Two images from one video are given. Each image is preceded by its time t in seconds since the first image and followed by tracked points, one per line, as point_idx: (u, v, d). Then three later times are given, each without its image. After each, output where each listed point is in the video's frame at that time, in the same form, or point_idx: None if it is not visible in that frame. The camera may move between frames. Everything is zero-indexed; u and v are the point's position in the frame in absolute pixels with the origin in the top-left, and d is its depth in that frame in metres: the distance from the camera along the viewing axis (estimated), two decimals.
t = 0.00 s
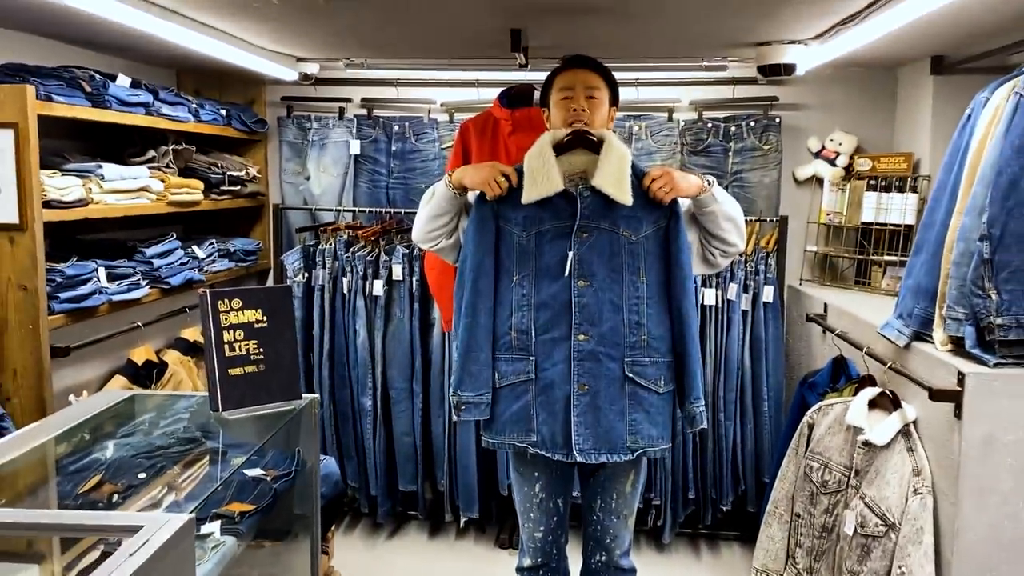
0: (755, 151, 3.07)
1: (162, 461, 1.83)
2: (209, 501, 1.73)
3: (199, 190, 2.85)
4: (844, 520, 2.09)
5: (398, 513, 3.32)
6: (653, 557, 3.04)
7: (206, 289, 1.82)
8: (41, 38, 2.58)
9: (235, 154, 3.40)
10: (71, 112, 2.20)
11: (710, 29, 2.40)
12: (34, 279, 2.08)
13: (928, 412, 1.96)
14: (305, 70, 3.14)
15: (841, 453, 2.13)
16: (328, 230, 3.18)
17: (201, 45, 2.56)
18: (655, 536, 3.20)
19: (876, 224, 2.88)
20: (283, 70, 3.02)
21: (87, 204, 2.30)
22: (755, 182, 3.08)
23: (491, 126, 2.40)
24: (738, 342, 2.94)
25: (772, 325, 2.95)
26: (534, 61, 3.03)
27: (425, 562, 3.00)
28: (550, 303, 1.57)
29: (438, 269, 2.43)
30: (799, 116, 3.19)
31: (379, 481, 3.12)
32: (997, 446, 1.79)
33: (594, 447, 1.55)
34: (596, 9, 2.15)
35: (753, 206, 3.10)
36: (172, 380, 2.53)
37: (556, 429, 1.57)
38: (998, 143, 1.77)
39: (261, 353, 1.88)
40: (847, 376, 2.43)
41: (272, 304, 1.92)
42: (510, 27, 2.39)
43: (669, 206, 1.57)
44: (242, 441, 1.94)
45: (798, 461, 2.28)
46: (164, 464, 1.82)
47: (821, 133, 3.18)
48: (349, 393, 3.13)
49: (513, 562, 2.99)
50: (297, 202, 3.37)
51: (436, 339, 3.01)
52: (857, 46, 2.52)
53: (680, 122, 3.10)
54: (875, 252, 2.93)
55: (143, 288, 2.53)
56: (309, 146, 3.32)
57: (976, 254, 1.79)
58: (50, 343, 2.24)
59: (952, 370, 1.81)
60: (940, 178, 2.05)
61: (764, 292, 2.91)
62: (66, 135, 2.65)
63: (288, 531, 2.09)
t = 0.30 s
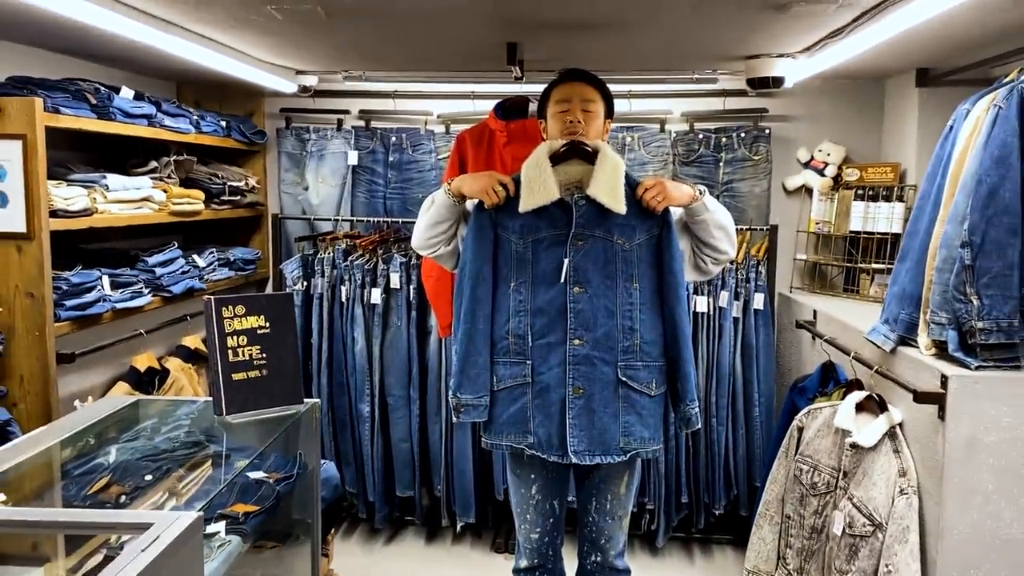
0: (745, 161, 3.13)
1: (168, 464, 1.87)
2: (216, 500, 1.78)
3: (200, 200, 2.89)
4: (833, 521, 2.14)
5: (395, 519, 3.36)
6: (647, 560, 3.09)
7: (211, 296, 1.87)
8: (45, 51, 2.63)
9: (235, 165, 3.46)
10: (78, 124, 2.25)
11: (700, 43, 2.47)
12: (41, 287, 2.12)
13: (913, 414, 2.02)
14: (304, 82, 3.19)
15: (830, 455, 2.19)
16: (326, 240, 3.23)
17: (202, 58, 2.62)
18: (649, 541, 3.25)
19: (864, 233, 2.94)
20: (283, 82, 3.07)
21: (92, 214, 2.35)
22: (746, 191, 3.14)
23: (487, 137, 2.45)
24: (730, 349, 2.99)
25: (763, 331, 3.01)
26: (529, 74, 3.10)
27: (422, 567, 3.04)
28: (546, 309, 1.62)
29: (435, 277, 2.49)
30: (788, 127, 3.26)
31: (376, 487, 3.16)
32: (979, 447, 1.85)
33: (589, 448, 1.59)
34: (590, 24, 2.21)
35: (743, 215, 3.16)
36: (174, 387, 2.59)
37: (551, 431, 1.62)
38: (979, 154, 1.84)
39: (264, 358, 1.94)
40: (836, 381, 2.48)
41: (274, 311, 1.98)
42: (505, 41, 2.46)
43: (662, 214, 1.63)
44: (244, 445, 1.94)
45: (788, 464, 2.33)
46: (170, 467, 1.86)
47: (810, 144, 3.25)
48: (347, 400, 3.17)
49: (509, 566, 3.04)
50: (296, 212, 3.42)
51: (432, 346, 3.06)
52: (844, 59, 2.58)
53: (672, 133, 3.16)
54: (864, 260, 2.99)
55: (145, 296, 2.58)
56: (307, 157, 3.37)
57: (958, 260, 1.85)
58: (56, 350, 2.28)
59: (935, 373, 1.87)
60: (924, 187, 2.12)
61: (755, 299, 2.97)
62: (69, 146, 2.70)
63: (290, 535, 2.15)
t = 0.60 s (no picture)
0: (741, 163, 3.16)
1: (172, 461, 1.90)
2: (222, 495, 1.80)
3: (201, 201, 2.91)
4: (829, 517, 2.17)
5: (394, 518, 3.39)
6: (645, 559, 3.11)
7: (215, 295, 1.89)
8: (47, 53, 2.65)
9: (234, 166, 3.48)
10: (81, 125, 2.27)
11: (697, 45, 2.50)
12: (45, 287, 2.14)
13: (908, 412, 2.05)
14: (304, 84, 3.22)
15: (826, 452, 2.22)
16: (326, 241, 3.25)
17: (204, 59, 2.64)
18: (647, 539, 3.27)
19: (859, 233, 2.97)
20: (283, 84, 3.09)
21: (95, 214, 2.37)
22: (742, 192, 3.17)
23: (486, 139, 2.48)
24: (726, 348, 3.02)
25: (760, 331, 3.03)
26: (527, 76, 3.12)
27: (422, 565, 3.06)
28: (546, 308, 1.64)
29: (435, 278, 2.51)
30: (784, 129, 3.29)
31: (376, 486, 3.18)
32: (973, 444, 1.87)
33: (589, 446, 1.62)
34: (588, 27, 2.24)
35: (740, 216, 3.19)
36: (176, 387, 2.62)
37: (552, 429, 1.64)
38: (972, 155, 1.87)
39: (266, 357, 1.96)
40: (831, 379, 2.51)
41: (276, 310, 2.00)
42: (504, 43, 2.48)
43: (659, 215, 1.66)
44: (246, 443, 1.97)
45: (784, 462, 2.36)
46: (174, 464, 1.88)
47: (806, 146, 3.28)
48: (347, 400, 3.19)
49: (508, 564, 3.06)
50: (296, 213, 3.45)
51: (431, 346, 3.08)
52: (839, 61, 2.61)
53: (669, 134, 3.19)
54: (859, 260, 3.02)
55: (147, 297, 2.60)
56: (307, 159, 3.40)
57: (951, 260, 1.87)
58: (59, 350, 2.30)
59: (929, 370, 1.90)
60: (918, 188, 2.15)
61: (752, 299, 3.00)
62: (71, 148, 2.72)
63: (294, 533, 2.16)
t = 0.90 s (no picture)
0: (737, 159, 3.17)
1: (171, 456, 1.92)
2: (221, 489, 1.82)
3: (198, 197, 2.92)
4: (824, 511, 2.18)
5: (392, 513, 3.40)
6: (641, 553, 3.13)
7: (213, 291, 1.88)
8: (45, 49, 2.65)
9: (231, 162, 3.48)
10: (79, 121, 2.27)
11: (694, 42, 2.50)
12: (44, 283, 2.15)
13: (902, 406, 2.06)
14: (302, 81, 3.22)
15: (821, 447, 2.23)
16: (323, 237, 3.26)
17: (202, 56, 2.64)
18: (643, 534, 3.29)
19: (854, 229, 2.99)
20: (280, 81, 3.10)
21: (93, 210, 2.37)
22: (738, 189, 3.18)
23: (484, 135, 2.49)
24: (722, 344, 3.04)
25: (755, 327, 3.05)
26: (524, 73, 3.13)
27: (419, 560, 3.08)
28: (543, 304, 1.65)
29: (434, 275, 2.51)
30: (780, 126, 3.30)
31: (373, 481, 3.19)
32: (966, 438, 1.89)
33: (586, 441, 1.63)
34: (585, 24, 2.25)
35: (736, 212, 3.20)
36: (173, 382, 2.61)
37: (549, 425, 1.65)
38: (966, 151, 1.88)
39: (265, 352, 1.96)
40: (826, 374, 2.53)
41: (274, 306, 2.00)
42: (502, 40, 2.49)
43: (656, 211, 1.67)
44: (245, 438, 2.01)
45: (780, 457, 2.38)
46: (174, 459, 1.91)
47: (801, 143, 3.29)
48: (344, 396, 3.20)
49: (505, 559, 3.07)
50: (293, 209, 3.44)
51: (429, 341, 3.10)
52: (834, 58, 2.62)
53: (665, 131, 3.20)
54: (854, 256, 3.04)
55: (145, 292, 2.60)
56: (303, 155, 3.40)
57: (946, 255, 1.89)
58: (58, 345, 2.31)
59: (924, 365, 1.91)
60: (913, 184, 2.16)
61: (747, 295, 3.01)
62: (68, 144, 2.72)
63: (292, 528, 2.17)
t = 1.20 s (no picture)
0: (733, 154, 3.18)
1: (169, 450, 1.91)
2: (221, 484, 1.81)
3: (194, 192, 2.91)
4: (820, 505, 2.19)
5: (388, 508, 3.40)
6: (638, 547, 3.14)
7: (211, 285, 1.89)
8: (39, 43, 2.64)
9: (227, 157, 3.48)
10: (75, 115, 2.26)
11: (691, 37, 2.51)
12: (40, 277, 2.14)
13: (899, 400, 2.07)
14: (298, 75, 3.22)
15: (817, 440, 2.24)
16: (319, 232, 3.25)
17: (199, 50, 2.64)
18: (639, 528, 3.30)
19: (850, 224, 3.00)
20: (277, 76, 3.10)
21: (88, 205, 2.36)
22: (734, 184, 3.19)
23: (481, 130, 2.49)
24: (718, 338, 3.04)
25: (751, 321, 3.05)
26: (520, 67, 3.13)
27: (416, 555, 3.08)
28: (541, 299, 1.66)
29: (433, 270, 2.51)
30: (775, 121, 3.31)
31: (370, 476, 3.20)
32: (962, 431, 1.90)
33: (585, 435, 1.64)
34: (583, 18, 2.25)
35: (732, 207, 3.21)
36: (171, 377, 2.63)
37: (547, 419, 1.65)
38: (962, 145, 1.89)
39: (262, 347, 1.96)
40: (822, 369, 2.53)
41: (271, 301, 1.99)
42: (499, 34, 2.49)
43: (653, 206, 1.67)
44: (243, 433, 1.99)
45: (776, 451, 2.39)
46: (171, 453, 1.89)
47: (797, 138, 3.30)
48: (341, 391, 3.20)
49: (502, 554, 3.08)
50: (289, 204, 3.44)
51: (425, 336, 3.10)
52: (831, 53, 2.63)
53: (661, 126, 3.20)
54: (849, 251, 3.05)
55: (140, 287, 2.60)
56: (299, 150, 3.39)
57: (942, 249, 1.89)
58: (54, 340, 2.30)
59: (920, 359, 1.92)
60: (909, 178, 2.17)
61: (743, 290, 3.02)
62: (63, 139, 2.71)
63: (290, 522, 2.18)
